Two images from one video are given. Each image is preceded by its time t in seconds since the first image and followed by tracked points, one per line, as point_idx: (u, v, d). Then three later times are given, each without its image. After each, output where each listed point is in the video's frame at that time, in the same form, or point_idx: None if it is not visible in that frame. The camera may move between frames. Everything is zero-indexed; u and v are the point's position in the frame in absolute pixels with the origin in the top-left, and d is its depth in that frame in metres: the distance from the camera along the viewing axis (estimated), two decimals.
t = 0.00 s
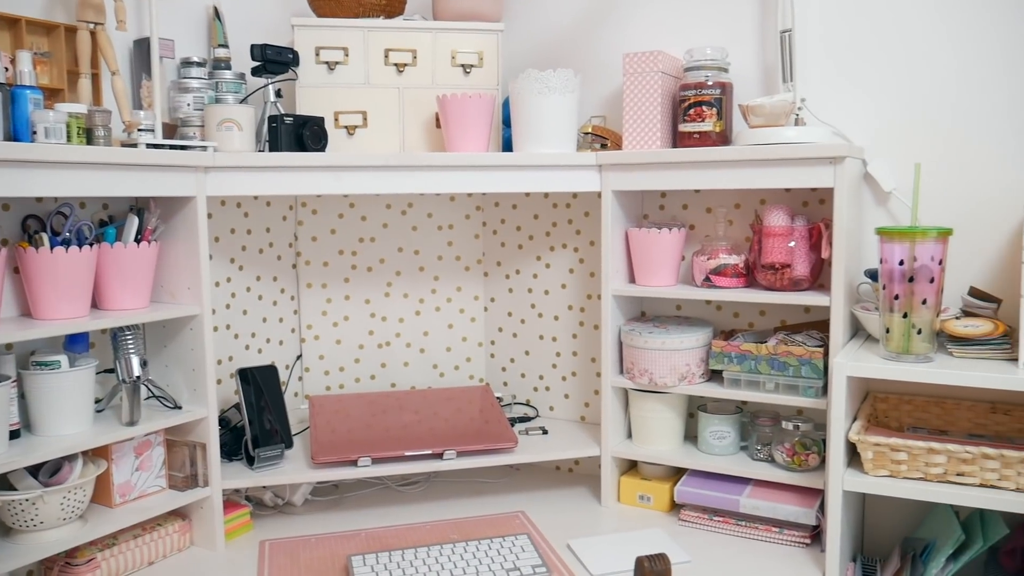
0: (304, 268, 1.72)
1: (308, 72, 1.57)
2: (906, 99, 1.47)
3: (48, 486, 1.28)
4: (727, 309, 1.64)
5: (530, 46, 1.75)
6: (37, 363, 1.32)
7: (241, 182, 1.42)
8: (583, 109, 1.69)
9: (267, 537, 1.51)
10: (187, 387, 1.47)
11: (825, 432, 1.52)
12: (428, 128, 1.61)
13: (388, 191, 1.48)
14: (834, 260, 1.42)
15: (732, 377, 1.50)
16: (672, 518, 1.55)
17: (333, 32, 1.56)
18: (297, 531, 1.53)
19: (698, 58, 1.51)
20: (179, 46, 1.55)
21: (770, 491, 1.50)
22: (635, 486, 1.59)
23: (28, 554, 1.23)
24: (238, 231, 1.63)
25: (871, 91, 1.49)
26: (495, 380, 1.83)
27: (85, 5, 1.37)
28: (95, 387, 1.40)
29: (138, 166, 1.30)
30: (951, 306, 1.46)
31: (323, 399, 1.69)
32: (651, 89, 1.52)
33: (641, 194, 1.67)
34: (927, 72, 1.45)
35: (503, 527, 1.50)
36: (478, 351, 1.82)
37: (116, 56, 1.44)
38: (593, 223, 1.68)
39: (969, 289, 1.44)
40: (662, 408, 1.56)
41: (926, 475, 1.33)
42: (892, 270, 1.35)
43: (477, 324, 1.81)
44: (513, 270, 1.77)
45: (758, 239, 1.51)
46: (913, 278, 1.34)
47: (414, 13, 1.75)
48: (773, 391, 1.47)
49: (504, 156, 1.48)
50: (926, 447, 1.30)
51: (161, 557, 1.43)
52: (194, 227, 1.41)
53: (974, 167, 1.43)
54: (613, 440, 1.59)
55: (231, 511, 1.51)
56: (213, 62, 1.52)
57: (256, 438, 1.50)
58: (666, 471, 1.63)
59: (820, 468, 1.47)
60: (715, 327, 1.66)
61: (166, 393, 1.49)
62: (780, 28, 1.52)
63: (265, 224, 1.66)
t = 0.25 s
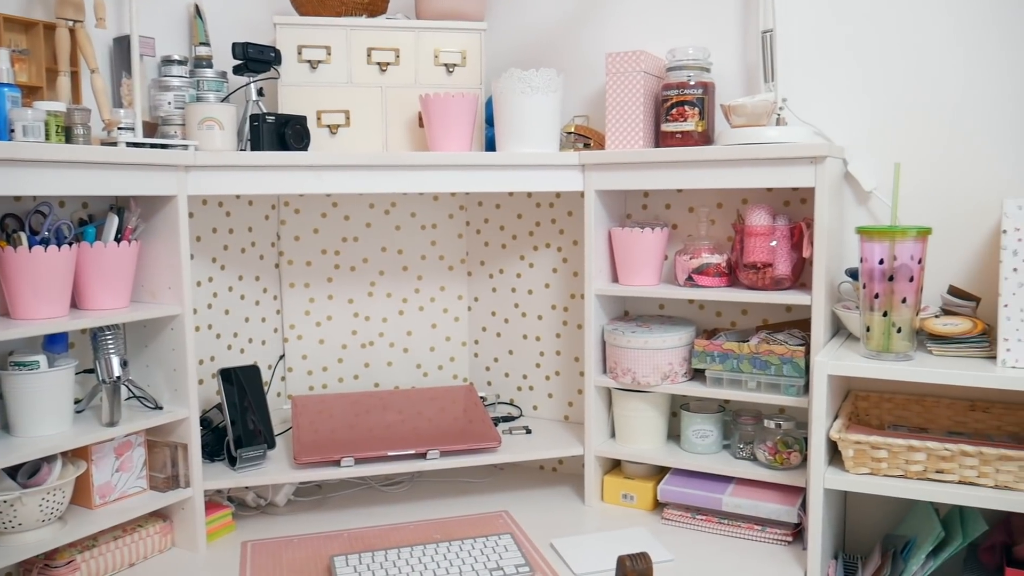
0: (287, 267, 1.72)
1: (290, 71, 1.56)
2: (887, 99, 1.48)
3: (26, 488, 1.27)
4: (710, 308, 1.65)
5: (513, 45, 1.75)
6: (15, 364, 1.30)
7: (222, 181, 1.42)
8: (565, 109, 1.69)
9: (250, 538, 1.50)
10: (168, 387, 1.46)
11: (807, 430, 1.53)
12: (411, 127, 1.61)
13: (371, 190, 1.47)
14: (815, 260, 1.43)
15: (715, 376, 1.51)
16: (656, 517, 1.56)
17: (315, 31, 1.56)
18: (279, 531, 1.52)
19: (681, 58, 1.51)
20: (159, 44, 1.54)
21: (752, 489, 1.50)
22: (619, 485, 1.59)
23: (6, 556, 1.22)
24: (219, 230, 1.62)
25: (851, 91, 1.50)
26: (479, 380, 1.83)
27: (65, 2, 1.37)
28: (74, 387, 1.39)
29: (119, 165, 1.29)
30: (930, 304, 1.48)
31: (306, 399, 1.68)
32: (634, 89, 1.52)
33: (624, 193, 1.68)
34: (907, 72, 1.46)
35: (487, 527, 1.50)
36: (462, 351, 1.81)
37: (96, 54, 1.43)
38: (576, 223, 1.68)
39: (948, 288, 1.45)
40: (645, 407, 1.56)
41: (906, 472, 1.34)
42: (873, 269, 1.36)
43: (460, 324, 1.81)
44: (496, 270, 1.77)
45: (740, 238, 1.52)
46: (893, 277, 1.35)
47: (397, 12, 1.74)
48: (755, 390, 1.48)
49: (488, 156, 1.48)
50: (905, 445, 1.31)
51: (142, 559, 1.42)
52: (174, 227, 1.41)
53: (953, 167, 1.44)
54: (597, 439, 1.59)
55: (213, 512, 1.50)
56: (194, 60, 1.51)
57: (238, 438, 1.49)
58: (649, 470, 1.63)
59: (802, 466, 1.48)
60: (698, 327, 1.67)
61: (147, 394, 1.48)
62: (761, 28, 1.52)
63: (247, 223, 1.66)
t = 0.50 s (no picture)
0: (264, 268, 1.71)
1: (267, 70, 1.56)
2: (862, 100, 1.49)
3: None
4: (688, 308, 1.65)
5: (492, 46, 1.75)
6: None
7: (198, 180, 1.40)
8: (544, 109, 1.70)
9: (226, 540, 1.49)
10: (143, 389, 1.45)
11: (783, 429, 1.54)
12: (390, 127, 1.60)
13: (349, 190, 1.47)
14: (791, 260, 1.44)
15: (693, 376, 1.52)
16: (634, 516, 1.56)
17: (292, 30, 1.55)
18: (256, 533, 1.51)
19: (658, 59, 1.52)
20: (134, 42, 1.53)
21: (729, 489, 1.51)
22: (597, 485, 1.59)
23: None
24: (196, 230, 1.62)
25: (827, 93, 1.51)
26: (458, 381, 1.82)
27: None
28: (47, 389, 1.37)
29: (93, 164, 1.28)
30: (905, 304, 1.49)
31: (284, 400, 1.67)
32: (612, 89, 1.53)
33: (602, 194, 1.69)
34: (882, 74, 1.47)
35: (465, 527, 1.50)
36: (441, 351, 1.81)
37: (69, 51, 1.42)
38: (555, 223, 1.68)
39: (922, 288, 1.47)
40: (623, 407, 1.56)
41: (881, 471, 1.35)
42: (848, 269, 1.37)
43: (439, 324, 1.81)
44: (475, 270, 1.77)
45: (717, 238, 1.52)
46: (868, 277, 1.36)
47: (375, 12, 1.74)
48: (732, 389, 1.49)
49: (466, 156, 1.47)
50: (879, 443, 1.32)
51: (116, 562, 1.40)
52: (149, 227, 1.39)
53: (927, 168, 1.46)
54: (575, 439, 1.59)
55: (189, 514, 1.49)
56: (170, 58, 1.50)
57: (214, 440, 1.48)
58: (628, 470, 1.64)
59: (779, 465, 1.49)
60: (676, 327, 1.67)
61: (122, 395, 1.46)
62: (738, 29, 1.53)
63: (223, 223, 1.65)
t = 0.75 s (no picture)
0: (238, 268, 1.70)
1: (241, 69, 1.55)
2: (834, 102, 1.50)
3: None
4: (663, 308, 1.66)
5: (468, 46, 1.75)
6: None
7: (170, 180, 1.39)
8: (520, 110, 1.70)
9: (199, 543, 1.47)
10: (114, 391, 1.43)
11: (757, 428, 1.55)
12: (365, 127, 1.59)
13: (323, 190, 1.46)
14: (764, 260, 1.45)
15: (668, 376, 1.52)
16: (610, 516, 1.56)
17: (266, 29, 1.54)
18: (230, 536, 1.50)
19: (633, 60, 1.52)
20: (105, 39, 1.52)
21: (704, 488, 1.52)
22: (573, 485, 1.59)
23: None
24: (168, 230, 1.61)
25: (800, 94, 1.52)
26: (434, 381, 1.82)
27: None
28: (15, 391, 1.36)
29: (63, 163, 1.26)
30: (876, 304, 1.50)
31: (258, 401, 1.66)
32: (587, 90, 1.53)
33: (578, 194, 1.69)
34: (855, 76, 1.48)
35: (441, 528, 1.49)
36: (417, 352, 1.81)
37: (38, 49, 1.41)
38: (531, 223, 1.68)
39: (894, 287, 1.48)
40: (599, 407, 1.57)
41: (853, 469, 1.36)
42: (820, 269, 1.38)
43: (415, 325, 1.80)
44: (451, 270, 1.76)
45: (692, 238, 1.53)
46: (840, 277, 1.37)
47: (350, 11, 1.73)
48: (706, 389, 1.50)
49: (442, 156, 1.47)
50: (851, 442, 1.33)
51: (86, 566, 1.39)
52: (120, 227, 1.38)
53: (899, 169, 1.47)
54: (551, 439, 1.59)
55: (162, 517, 1.48)
56: (141, 57, 1.49)
57: (187, 442, 1.46)
58: (603, 470, 1.64)
59: (753, 464, 1.49)
60: (651, 327, 1.68)
61: (92, 397, 1.45)
62: (712, 30, 1.54)
63: (197, 223, 1.64)
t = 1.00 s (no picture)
0: (219, 269, 1.69)
1: (221, 68, 1.54)
2: (814, 103, 1.51)
3: None
4: (644, 308, 1.67)
5: (450, 46, 1.75)
6: None
7: (149, 179, 1.38)
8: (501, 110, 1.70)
9: (179, 545, 1.46)
10: (91, 392, 1.42)
11: (738, 428, 1.56)
12: (346, 127, 1.59)
13: (304, 190, 1.45)
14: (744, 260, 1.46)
15: (649, 376, 1.53)
16: (592, 516, 1.57)
17: (246, 28, 1.54)
18: (209, 538, 1.49)
19: (614, 61, 1.53)
20: (83, 38, 1.51)
21: (685, 488, 1.52)
22: (555, 485, 1.59)
23: None
24: (147, 230, 1.60)
25: (780, 96, 1.53)
26: (416, 382, 1.82)
27: None
28: None
29: (39, 162, 1.25)
30: (856, 303, 1.52)
31: (239, 403, 1.65)
32: (568, 90, 1.53)
33: (559, 194, 1.69)
34: (834, 77, 1.49)
35: (422, 529, 1.49)
36: (399, 353, 1.80)
37: (14, 47, 1.39)
38: (513, 223, 1.68)
39: (873, 287, 1.49)
40: (581, 407, 1.57)
41: (833, 468, 1.37)
42: (800, 269, 1.38)
43: (397, 325, 1.80)
44: (433, 271, 1.76)
45: (673, 239, 1.53)
46: (819, 277, 1.37)
47: (331, 11, 1.73)
48: (688, 388, 1.50)
49: (423, 156, 1.47)
50: (831, 441, 1.33)
51: (64, 569, 1.37)
52: (98, 227, 1.37)
53: (878, 170, 1.48)
54: (533, 439, 1.59)
55: (140, 520, 1.46)
56: (119, 55, 1.49)
57: (166, 444, 1.45)
58: (585, 470, 1.64)
59: (734, 464, 1.50)
60: (633, 327, 1.68)
61: (70, 399, 1.43)
62: (693, 32, 1.55)
63: (176, 223, 1.63)
